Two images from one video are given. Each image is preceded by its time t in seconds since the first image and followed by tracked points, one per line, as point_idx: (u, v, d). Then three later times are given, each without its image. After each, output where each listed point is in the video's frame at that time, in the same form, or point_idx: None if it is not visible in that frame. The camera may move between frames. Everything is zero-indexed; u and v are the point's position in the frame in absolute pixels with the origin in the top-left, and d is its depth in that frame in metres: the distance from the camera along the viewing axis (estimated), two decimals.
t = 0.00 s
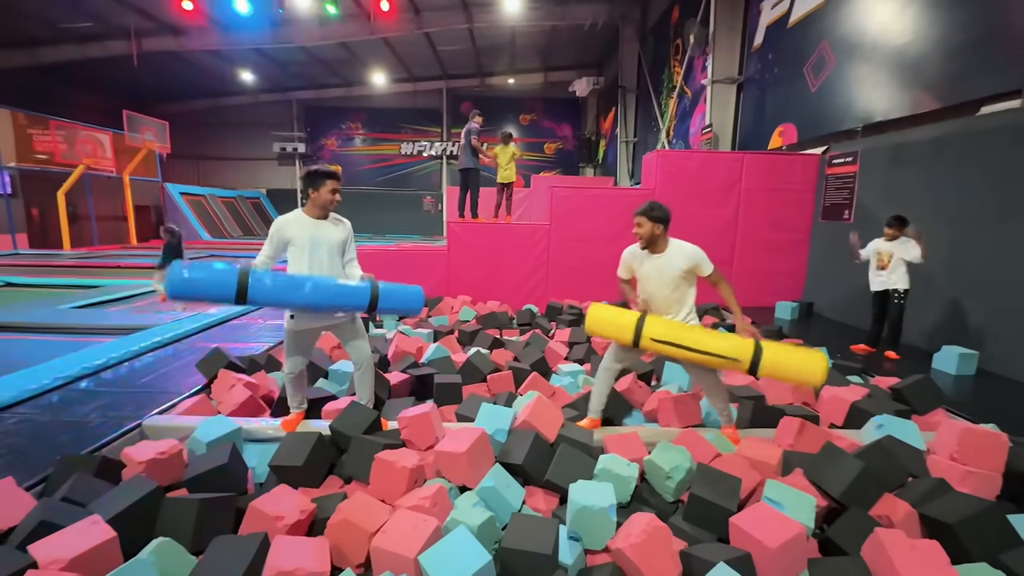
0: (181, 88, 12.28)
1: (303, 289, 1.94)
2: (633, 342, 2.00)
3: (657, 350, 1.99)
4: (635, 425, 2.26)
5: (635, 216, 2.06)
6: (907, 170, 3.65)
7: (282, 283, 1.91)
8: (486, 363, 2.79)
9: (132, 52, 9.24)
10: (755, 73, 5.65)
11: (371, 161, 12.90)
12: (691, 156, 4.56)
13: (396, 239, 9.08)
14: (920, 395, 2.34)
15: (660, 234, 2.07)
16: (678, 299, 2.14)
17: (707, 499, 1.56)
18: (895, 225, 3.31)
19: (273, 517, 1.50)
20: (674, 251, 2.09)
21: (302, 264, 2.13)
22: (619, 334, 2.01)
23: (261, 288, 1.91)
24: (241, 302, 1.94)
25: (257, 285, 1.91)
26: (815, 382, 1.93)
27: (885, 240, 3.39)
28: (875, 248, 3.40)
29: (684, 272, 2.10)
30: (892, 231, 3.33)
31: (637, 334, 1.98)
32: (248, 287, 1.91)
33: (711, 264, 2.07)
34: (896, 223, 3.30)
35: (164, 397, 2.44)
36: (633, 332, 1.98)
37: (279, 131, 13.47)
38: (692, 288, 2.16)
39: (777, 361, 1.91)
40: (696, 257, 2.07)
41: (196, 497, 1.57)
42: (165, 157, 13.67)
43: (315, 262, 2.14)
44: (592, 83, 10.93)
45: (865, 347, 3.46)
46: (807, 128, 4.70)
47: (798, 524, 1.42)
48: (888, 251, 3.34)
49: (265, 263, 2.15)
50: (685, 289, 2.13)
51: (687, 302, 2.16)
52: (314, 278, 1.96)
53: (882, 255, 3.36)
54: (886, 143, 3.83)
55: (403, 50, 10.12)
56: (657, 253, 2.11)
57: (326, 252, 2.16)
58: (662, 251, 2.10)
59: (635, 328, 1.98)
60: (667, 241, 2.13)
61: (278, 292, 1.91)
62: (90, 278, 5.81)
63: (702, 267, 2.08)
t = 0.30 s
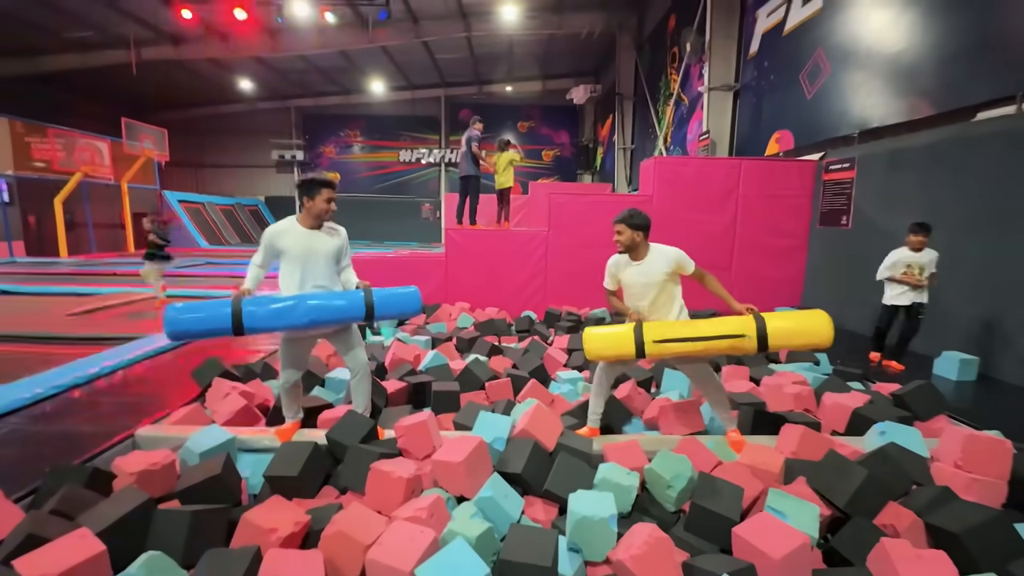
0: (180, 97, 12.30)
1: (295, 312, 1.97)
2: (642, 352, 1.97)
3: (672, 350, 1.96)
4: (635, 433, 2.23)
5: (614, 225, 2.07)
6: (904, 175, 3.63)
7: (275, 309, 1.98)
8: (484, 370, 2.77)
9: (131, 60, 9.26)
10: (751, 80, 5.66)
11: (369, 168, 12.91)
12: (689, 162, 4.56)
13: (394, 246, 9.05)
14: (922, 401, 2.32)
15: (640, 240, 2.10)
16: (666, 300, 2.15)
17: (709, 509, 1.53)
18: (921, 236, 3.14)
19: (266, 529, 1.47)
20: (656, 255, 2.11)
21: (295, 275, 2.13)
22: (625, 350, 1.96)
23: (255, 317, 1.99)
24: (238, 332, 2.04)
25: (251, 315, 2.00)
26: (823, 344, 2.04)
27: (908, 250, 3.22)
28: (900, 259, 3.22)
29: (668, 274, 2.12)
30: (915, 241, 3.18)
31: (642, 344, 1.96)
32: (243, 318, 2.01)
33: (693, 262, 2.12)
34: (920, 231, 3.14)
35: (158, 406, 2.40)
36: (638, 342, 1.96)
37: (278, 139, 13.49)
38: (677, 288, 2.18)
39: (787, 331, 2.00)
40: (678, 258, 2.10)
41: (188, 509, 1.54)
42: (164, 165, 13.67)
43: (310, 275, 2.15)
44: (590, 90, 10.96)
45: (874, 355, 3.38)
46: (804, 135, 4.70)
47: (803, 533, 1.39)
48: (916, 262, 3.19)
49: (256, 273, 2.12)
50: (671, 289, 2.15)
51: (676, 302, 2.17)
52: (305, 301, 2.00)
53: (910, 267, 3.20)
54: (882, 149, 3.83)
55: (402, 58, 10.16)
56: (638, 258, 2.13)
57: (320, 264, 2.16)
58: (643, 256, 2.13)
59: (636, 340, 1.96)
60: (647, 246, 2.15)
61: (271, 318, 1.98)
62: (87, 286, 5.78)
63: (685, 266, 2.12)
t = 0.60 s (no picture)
0: (185, 107, 12.32)
1: (305, 327, 1.87)
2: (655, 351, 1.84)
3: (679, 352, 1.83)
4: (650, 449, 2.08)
5: (642, 218, 1.96)
6: (925, 177, 3.46)
7: (286, 321, 1.87)
8: (486, 380, 2.62)
9: (137, 70, 9.26)
10: (760, 83, 5.53)
11: (374, 177, 13.02)
12: (697, 166, 4.43)
13: (398, 254, 8.97)
14: (958, 413, 2.17)
15: (671, 233, 1.98)
16: (699, 299, 2.01)
17: (735, 537, 1.38)
18: (994, 245, 2.35)
19: (242, 559, 1.33)
20: (688, 250, 1.99)
21: (294, 285, 2.01)
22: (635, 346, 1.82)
23: (262, 333, 1.86)
24: (247, 349, 1.89)
25: (260, 328, 1.87)
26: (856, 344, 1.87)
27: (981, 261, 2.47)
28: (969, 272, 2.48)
29: (700, 271, 2.00)
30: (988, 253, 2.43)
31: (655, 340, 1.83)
32: (250, 334, 1.87)
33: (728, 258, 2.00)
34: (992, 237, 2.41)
35: (142, 417, 2.27)
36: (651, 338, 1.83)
37: (283, 147, 13.50)
38: (710, 286, 2.05)
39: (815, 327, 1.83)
40: (713, 252, 1.98)
41: (158, 534, 1.41)
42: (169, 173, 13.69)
43: (312, 287, 2.02)
44: (595, 97, 10.87)
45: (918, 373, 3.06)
46: (817, 137, 4.55)
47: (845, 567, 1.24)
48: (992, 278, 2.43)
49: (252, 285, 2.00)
50: (704, 287, 2.02)
51: (708, 302, 2.03)
52: (314, 314, 1.89)
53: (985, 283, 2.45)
54: (903, 150, 3.64)
55: (406, 67, 10.10)
56: (669, 252, 2.01)
57: (322, 273, 2.03)
58: (673, 251, 2.01)
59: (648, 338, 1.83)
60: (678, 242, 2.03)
61: (282, 330, 1.86)
62: (85, 294, 5.68)
63: (719, 263, 2.00)
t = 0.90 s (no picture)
0: (182, 109, 12.22)
1: (319, 314, 1.73)
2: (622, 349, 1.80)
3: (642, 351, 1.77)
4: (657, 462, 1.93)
5: (653, 210, 1.85)
6: (937, 175, 3.33)
7: (295, 314, 1.69)
8: (482, 388, 2.47)
9: (133, 73, 9.16)
10: (763, 82, 5.41)
11: (373, 180, 13.12)
12: (700, 165, 4.30)
13: (395, 257, 8.84)
14: (985, 423, 2.04)
15: (684, 227, 1.86)
16: (711, 302, 1.87)
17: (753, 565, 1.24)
18: None
19: None
20: (700, 247, 1.87)
21: (284, 286, 1.84)
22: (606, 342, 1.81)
23: (276, 326, 1.66)
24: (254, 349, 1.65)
25: (269, 322, 1.66)
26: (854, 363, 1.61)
27: None
28: None
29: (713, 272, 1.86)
30: None
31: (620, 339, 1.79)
32: (261, 328, 1.63)
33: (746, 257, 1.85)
34: None
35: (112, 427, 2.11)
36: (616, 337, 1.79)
37: (281, 151, 13.40)
38: (724, 288, 1.90)
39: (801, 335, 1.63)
40: (728, 250, 1.84)
41: (109, 561, 1.25)
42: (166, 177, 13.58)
43: (304, 285, 1.86)
44: (595, 100, 10.75)
45: None
46: (820, 136, 4.42)
47: None
48: None
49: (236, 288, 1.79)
50: (718, 290, 1.87)
51: (721, 306, 1.89)
52: (325, 304, 1.77)
53: None
54: (911, 147, 3.51)
55: (406, 70, 9.99)
56: (680, 249, 1.89)
57: (313, 271, 1.88)
58: (685, 247, 1.89)
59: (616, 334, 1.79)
60: (691, 238, 1.92)
61: (292, 322, 1.69)
62: (74, 298, 5.54)
63: (734, 263, 1.86)
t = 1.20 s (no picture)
0: (179, 114, 12.13)
1: (305, 313, 1.63)
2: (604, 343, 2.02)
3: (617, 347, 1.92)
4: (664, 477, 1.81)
5: (656, 210, 1.72)
6: (948, 175, 3.21)
7: (282, 312, 1.58)
8: (477, 397, 2.35)
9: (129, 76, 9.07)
10: (766, 84, 5.30)
11: (373, 185, 12.77)
12: (704, 166, 4.19)
13: (394, 263, 8.70)
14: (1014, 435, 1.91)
15: (688, 228, 1.73)
16: (714, 311, 1.75)
17: None
18: None
19: None
20: (705, 251, 1.72)
21: (264, 295, 1.73)
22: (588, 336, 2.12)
23: (263, 326, 1.53)
24: (238, 354, 1.50)
25: (255, 320, 1.52)
26: (798, 414, 1.40)
27: None
28: None
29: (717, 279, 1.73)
30: None
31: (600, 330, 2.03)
32: (245, 328, 1.49)
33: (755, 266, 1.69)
34: None
35: (82, 439, 1.99)
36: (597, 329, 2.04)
37: (279, 155, 13.31)
38: (732, 297, 1.77)
39: (740, 372, 1.49)
40: (734, 258, 1.69)
41: None
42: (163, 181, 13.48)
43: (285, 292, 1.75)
44: (595, 104, 10.62)
45: None
46: (826, 139, 4.30)
47: None
48: None
49: (209, 295, 1.65)
50: (723, 300, 1.74)
51: (726, 315, 1.76)
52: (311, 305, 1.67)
53: None
54: (922, 147, 3.39)
55: (404, 75, 9.91)
56: (684, 252, 1.75)
57: (292, 279, 1.77)
58: (691, 249, 1.75)
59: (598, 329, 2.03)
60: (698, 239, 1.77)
61: (277, 320, 1.55)
62: (63, 303, 5.42)
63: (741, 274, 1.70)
